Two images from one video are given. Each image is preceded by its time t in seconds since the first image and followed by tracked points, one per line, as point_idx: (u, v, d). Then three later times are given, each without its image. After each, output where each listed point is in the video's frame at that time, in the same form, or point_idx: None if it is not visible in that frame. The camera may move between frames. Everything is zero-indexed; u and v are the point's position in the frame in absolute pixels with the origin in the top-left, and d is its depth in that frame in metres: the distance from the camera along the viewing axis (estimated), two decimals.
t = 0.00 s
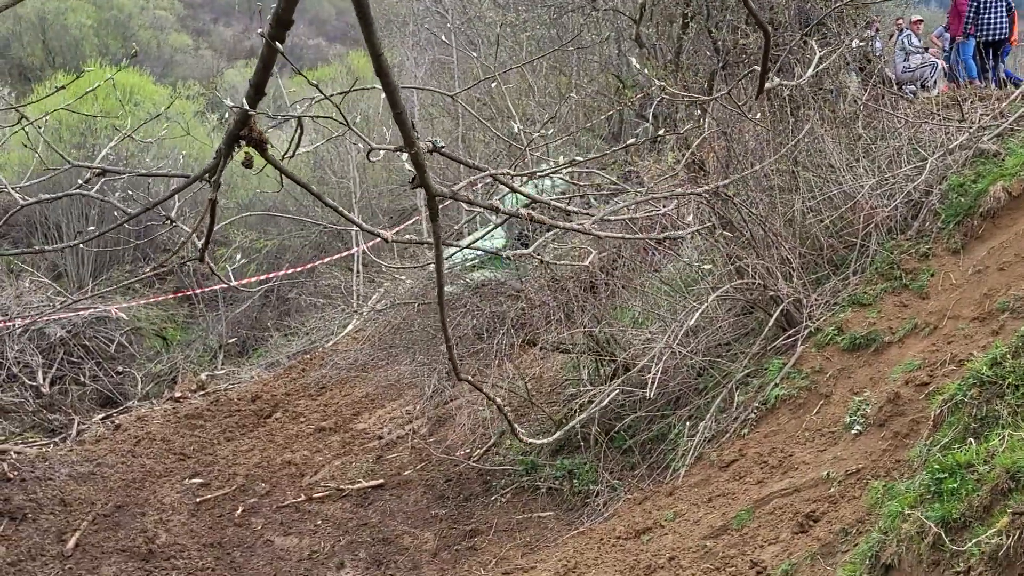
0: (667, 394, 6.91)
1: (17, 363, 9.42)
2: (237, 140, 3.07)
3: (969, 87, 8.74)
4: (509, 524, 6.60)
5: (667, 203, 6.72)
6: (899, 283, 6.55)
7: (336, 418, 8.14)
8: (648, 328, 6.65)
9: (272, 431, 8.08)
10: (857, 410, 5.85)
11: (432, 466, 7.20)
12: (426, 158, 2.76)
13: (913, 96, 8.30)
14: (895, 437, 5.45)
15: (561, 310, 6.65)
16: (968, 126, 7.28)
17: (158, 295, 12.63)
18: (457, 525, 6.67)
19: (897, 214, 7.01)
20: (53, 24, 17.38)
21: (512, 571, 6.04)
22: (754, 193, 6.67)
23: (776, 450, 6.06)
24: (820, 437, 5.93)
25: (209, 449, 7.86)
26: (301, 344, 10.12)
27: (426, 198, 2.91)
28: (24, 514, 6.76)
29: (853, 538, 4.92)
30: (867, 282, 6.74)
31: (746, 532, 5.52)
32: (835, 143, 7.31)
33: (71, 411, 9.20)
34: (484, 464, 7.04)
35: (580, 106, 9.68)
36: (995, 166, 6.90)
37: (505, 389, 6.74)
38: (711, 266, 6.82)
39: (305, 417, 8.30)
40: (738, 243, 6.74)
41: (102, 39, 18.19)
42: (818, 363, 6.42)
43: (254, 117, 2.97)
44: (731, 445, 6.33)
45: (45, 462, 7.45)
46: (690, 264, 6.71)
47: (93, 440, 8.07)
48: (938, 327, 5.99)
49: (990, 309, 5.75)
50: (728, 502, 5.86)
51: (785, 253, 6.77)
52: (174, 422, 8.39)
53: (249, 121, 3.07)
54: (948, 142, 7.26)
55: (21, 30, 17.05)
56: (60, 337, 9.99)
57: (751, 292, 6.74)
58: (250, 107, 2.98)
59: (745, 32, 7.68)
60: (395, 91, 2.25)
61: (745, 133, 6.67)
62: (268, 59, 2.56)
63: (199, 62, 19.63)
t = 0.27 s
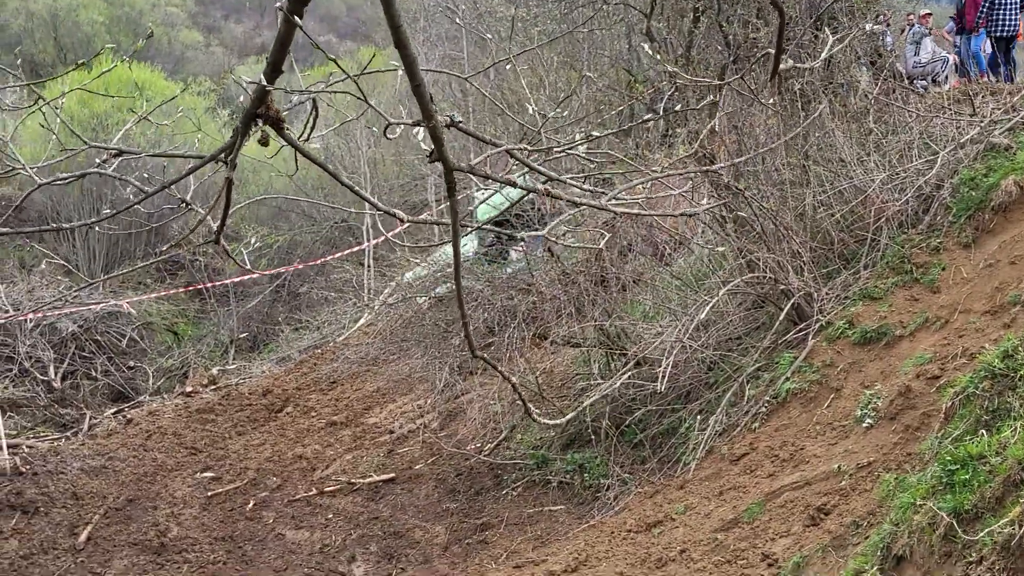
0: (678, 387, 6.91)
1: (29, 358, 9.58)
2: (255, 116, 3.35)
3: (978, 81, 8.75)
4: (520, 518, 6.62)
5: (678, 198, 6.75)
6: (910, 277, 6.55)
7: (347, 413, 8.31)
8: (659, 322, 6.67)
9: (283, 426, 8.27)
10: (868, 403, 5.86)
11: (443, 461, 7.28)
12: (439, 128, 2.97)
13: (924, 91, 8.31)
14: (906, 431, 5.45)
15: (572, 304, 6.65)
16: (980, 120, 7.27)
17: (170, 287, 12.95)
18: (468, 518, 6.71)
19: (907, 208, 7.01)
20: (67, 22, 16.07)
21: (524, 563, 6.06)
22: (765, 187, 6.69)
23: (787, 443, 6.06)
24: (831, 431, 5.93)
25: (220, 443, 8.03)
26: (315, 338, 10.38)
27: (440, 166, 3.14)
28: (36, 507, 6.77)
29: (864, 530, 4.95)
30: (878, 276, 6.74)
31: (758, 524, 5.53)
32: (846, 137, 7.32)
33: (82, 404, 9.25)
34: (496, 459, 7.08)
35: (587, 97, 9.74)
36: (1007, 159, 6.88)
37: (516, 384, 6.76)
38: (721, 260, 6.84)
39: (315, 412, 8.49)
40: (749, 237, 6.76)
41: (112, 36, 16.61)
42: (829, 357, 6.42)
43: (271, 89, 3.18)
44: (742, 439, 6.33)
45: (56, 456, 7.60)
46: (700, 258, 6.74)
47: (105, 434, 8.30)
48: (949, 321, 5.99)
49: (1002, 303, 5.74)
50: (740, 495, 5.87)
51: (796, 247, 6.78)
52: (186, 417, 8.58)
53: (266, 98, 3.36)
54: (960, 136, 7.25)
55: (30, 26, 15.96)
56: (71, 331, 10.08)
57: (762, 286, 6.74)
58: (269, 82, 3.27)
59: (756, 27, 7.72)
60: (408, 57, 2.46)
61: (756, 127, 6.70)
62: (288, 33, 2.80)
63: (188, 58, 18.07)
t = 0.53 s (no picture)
0: (723, 365, 6.91)
1: (79, 337, 10.19)
2: (304, 84, 3.52)
3: None
4: (565, 496, 6.67)
5: (722, 176, 6.76)
6: (957, 254, 6.50)
7: (392, 391, 8.52)
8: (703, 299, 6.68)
9: (329, 405, 8.38)
10: (916, 380, 5.81)
11: (488, 439, 7.39)
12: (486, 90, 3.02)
13: (973, 66, 8.21)
14: (954, 408, 5.38)
15: (616, 282, 6.68)
16: None
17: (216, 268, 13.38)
18: (513, 496, 6.79)
19: (955, 185, 6.94)
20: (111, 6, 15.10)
21: (568, 541, 6.10)
22: (811, 164, 6.70)
23: (833, 421, 6.03)
24: (878, 409, 5.89)
25: (268, 421, 8.19)
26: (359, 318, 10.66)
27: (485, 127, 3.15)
28: (88, 484, 7.01)
29: (912, 508, 4.88)
30: (925, 254, 6.70)
31: (804, 502, 5.52)
32: (892, 114, 7.28)
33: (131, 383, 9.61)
34: (540, 437, 7.15)
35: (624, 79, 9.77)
36: None
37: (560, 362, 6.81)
38: (766, 237, 6.84)
39: (361, 390, 8.68)
40: (794, 214, 6.75)
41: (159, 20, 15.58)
42: (876, 334, 6.38)
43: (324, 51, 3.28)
44: (787, 417, 6.31)
45: (106, 434, 7.77)
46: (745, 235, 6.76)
47: (153, 412, 8.36)
48: (998, 299, 5.92)
49: None
50: (786, 473, 5.85)
51: (842, 224, 6.76)
52: (232, 395, 8.68)
53: (315, 67, 3.53)
54: (1010, 112, 7.14)
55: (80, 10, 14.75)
56: (120, 312, 10.58)
57: (807, 263, 6.73)
58: (317, 49, 3.39)
59: (801, 5, 7.72)
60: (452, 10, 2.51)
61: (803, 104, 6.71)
62: None
63: (259, 38, 15.73)
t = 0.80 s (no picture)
0: (770, 338, 6.91)
1: (130, 313, 10.75)
2: (353, 55, 3.39)
3: None
4: (612, 468, 6.74)
5: (771, 147, 6.78)
6: (1008, 225, 6.37)
7: (439, 365, 8.82)
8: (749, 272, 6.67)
9: (377, 378, 8.73)
10: (965, 351, 5.71)
11: (535, 413, 7.57)
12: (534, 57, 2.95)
13: None
14: (1005, 380, 5.22)
15: (662, 257, 6.71)
16: None
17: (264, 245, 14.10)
18: (561, 469, 6.90)
19: (1007, 153, 6.79)
20: None
21: (615, 513, 6.17)
22: (859, 136, 6.71)
23: (881, 394, 5.97)
24: (928, 381, 5.80)
25: (316, 395, 8.53)
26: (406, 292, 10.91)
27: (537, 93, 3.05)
28: (140, 458, 7.39)
29: (962, 480, 4.71)
30: (975, 224, 6.59)
31: (852, 475, 5.44)
32: (943, 83, 7.17)
33: (181, 358, 10.11)
34: (587, 410, 7.27)
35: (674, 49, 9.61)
36: None
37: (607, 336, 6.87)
38: (814, 209, 6.86)
39: (409, 363, 9.01)
40: (842, 185, 6.74)
41: None
42: (925, 306, 6.31)
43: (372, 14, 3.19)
44: (836, 389, 6.28)
45: (158, 409, 8.19)
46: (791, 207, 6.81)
47: (203, 387, 8.78)
48: None
49: None
50: (833, 446, 5.81)
51: (890, 196, 6.72)
52: (280, 369, 9.12)
53: (367, 34, 3.37)
54: None
55: None
56: (170, 289, 11.11)
57: (855, 235, 6.70)
58: (370, 13, 3.28)
59: None
60: None
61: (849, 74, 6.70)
62: None
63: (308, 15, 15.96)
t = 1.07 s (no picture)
0: (808, 309, 6.89)
1: (168, 286, 11.30)
2: (392, 20, 3.13)
3: None
4: (649, 439, 6.80)
5: (807, 116, 6.78)
6: None
7: (475, 337, 9.11)
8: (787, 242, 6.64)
9: (414, 350, 9.05)
10: (1005, 321, 5.65)
11: (571, 384, 7.72)
12: (581, 19, 2.74)
13: None
14: None
15: (699, 227, 6.72)
16: None
17: (302, 217, 14.29)
18: (598, 440, 7.00)
19: None
20: None
21: (653, 483, 6.24)
22: (897, 103, 6.70)
23: (920, 363, 5.92)
24: (967, 350, 5.77)
25: (355, 366, 8.91)
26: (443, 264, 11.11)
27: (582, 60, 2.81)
28: (181, 430, 7.76)
29: (1002, 450, 4.65)
30: (1016, 193, 6.51)
31: (891, 445, 5.40)
32: (985, 49, 7.06)
33: (220, 331, 10.66)
34: (624, 381, 7.36)
35: (711, 16, 9.41)
36: None
37: (644, 307, 6.90)
38: (852, 178, 6.85)
39: (446, 335, 9.30)
40: (879, 154, 6.70)
41: None
42: (964, 276, 6.26)
43: None
44: (874, 359, 6.25)
45: (197, 380, 8.63)
46: (828, 178, 6.83)
47: (242, 359, 9.28)
48: None
49: None
50: (872, 416, 5.77)
51: (929, 165, 6.66)
52: (319, 342, 9.52)
53: None
54: None
55: None
56: (207, 262, 11.63)
57: (893, 205, 6.67)
58: None
59: None
60: None
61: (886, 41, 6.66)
62: None
63: None
